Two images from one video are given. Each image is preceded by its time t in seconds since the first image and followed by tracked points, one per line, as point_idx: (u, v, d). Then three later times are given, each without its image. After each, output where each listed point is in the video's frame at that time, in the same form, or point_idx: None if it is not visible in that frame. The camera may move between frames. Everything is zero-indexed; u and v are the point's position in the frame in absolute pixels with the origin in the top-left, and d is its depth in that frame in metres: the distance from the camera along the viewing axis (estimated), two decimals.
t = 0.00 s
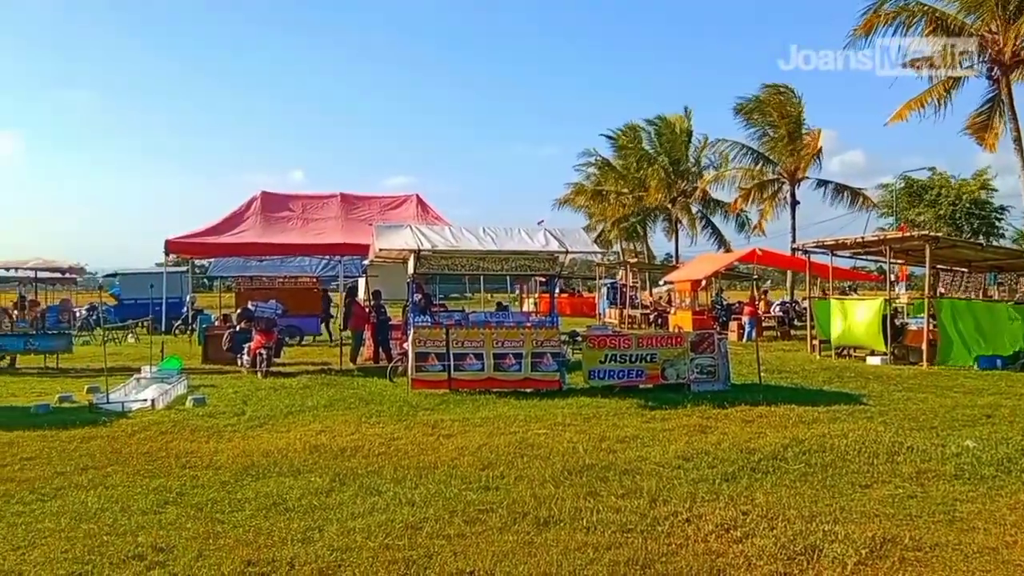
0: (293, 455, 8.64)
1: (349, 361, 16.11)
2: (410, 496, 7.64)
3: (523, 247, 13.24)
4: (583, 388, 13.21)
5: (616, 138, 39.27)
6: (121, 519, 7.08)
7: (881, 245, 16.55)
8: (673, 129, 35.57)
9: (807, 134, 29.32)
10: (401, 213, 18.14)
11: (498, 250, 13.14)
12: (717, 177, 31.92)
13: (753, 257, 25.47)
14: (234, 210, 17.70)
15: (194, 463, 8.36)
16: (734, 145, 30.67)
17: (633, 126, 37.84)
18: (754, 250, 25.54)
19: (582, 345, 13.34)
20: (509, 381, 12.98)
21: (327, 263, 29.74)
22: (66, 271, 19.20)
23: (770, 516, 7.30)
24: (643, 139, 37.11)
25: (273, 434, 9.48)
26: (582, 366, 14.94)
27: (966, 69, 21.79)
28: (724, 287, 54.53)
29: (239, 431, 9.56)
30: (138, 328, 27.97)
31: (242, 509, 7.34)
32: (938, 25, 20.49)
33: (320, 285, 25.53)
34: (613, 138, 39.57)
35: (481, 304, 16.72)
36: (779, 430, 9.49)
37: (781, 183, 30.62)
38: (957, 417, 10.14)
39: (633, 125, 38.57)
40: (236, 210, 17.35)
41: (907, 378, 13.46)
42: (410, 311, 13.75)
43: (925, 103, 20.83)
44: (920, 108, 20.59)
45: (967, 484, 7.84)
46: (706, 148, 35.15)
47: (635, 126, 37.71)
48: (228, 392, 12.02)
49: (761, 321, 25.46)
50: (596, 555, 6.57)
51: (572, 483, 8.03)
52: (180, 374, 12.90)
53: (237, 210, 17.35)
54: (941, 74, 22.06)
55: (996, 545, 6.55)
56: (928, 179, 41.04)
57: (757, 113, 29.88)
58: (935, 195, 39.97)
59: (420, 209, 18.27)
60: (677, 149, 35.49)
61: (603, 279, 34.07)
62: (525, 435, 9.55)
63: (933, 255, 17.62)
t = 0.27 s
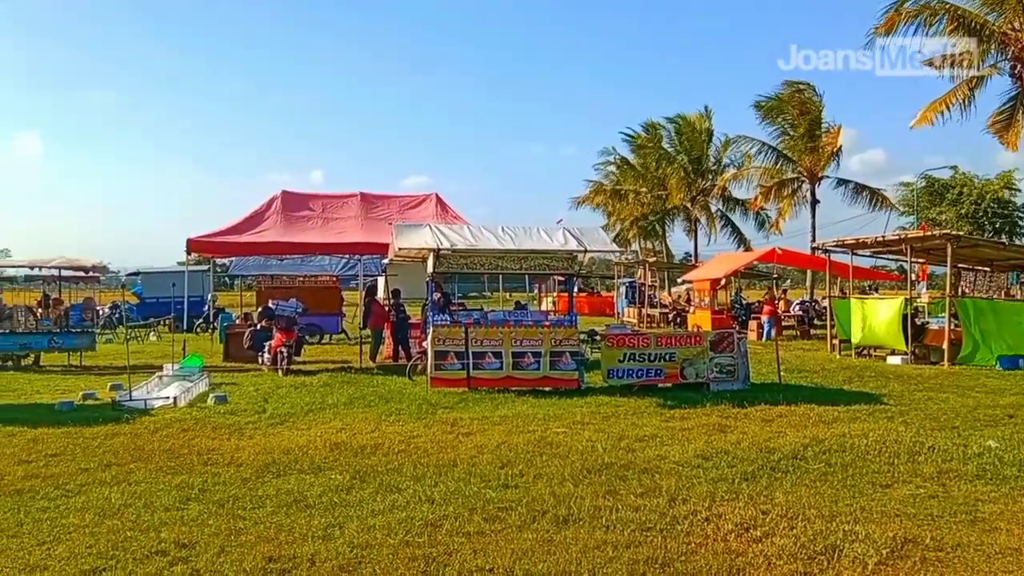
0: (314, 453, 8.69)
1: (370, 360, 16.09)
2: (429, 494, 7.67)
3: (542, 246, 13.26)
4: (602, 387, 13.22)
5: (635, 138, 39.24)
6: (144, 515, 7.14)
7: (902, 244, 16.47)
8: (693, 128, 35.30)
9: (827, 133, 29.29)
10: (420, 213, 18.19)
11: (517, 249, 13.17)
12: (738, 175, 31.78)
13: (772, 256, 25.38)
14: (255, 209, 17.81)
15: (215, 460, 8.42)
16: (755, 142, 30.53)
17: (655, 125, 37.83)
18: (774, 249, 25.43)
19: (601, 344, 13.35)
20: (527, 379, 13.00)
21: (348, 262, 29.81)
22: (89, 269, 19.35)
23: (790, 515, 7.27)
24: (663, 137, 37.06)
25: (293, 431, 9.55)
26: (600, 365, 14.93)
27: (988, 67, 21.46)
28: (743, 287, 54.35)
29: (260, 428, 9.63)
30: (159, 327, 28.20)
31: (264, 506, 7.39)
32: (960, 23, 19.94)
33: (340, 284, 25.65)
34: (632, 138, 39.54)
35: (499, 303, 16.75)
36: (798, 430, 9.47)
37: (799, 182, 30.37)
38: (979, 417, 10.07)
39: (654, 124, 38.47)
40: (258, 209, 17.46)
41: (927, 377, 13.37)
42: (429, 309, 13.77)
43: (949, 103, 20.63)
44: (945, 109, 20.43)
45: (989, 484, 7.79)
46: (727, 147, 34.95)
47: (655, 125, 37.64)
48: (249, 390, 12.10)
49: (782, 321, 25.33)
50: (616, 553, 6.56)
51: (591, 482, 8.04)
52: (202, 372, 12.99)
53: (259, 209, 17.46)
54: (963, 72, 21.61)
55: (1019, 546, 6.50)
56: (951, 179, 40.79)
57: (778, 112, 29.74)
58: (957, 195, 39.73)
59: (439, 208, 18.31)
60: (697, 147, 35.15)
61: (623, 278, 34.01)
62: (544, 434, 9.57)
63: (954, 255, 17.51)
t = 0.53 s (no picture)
0: (337, 450, 8.75)
1: (392, 358, 16.13)
2: (451, 492, 7.70)
3: (563, 245, 13.28)
4: (623, 386, 13.21)
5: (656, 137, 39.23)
6: (169, 511, 7.21)
7: (926, 243, 16.36)
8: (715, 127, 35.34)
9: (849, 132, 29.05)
10: (442, 212, 18.24)
11: (539, 248, 13.18)
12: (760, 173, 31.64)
13: (794, 255, 25.27)
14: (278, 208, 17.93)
15: (240, 456, 8.49)
16: (778, 139, 30.41)
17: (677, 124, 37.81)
18: (795, 248, 25.33)
19: (622, 343, 13.34)
20: (548, 378, 13.03)
21: (370, 262, 29.89)
22: (115, 267, 19.50)
23: (813, 515, 7.24)
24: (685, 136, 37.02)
25: (317, 428, 9.62)
26: (622, 364, 14.94)
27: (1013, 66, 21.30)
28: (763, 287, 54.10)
29: (284, 426, 9.70)
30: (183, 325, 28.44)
31: (287, 502, 7.44)
32: (986, 20, 19.74)
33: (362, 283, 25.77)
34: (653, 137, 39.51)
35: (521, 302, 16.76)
36: (821, 430, 9.44)
37: (822, 181, 30.17)
38: (1004, 417, 9.98)
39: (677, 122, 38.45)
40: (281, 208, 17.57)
41: (951, 377, 13.27)
42: (451, 308, 13.81)
43: (976, 102, 20.46)
44: (973, 108, 20.25)
45: (1016, 485, 7.72)
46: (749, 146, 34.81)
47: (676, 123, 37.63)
48: (272, 387, 12.19)
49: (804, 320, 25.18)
50: (637, 552, 6.56)
51: (613, 481, 8.04)
52: (226, 370, 13.10)
53: (282, 208, 17.57)
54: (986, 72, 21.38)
55: None
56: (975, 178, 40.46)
57: (800, 111, 29.60)
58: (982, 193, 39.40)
59: (461, 207, 18.36)
60: (719, 144, 35.27)
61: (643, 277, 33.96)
62: (565, 433, 9.59)
63: (979, 253, 17.37)
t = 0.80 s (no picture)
0: (359, 448, 8.81)
1: (413, 356, 16.27)
2: (473, 490, 7.73)
3: (585, 243, 13.27)
4: (645, 385, 13.19)
5: (678, 136, 39.16)
6: (194, 508, 7.28)
7: (951, 242, 16.22)
8: (737, 127, 35.30)
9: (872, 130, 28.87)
10: (464, 211, 18.28)
11: (560, 247, 13.18)
12: (784, 171, 31.45)
13: (816, 253, 25.12)
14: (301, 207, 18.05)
15: (263, 453, 8.57)
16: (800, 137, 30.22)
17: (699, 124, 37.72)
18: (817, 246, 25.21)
19: (644, 343, 13.31)
20: (570, 377, 13.03)
21: (393, 261, 29.97)
22: (141, 266, 19.66)
23: (836, 515, 7.21)
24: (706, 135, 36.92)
25: (340, 426, 9.69)
26: (643, 363, 14.92)
27: None
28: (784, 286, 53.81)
29: (307, 423, 9.78)
30: (207, 324, 28.67)
31: (310, 500, 7.49)
32: (1013, 16, 19.39)
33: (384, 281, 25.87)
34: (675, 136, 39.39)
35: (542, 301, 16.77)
36: (844, 430, 9.41)
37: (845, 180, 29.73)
38: None
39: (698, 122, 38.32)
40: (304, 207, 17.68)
41: (976, 377, 13.16)
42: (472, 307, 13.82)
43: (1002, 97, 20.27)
44: (998, 103, 20.08)
45: None
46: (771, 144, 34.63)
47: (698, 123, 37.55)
48: (296, 385, 12.28)
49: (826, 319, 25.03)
50: (659, 551, 6.55)
51: (635, 480, 8.04)
52: (249, 367, 13.19)
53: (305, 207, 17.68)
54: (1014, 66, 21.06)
55: None
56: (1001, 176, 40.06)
57: (823, 108, 29.64)
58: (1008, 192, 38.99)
59: (482, 206, 18.40)
60: (742, 143, 35.21)
61: (665, 276, 33.86)
62: (586, 431, 9.60)
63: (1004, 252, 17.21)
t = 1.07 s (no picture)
0: (381, 446, 8.87)
1: (433, 355, 16.40)
2: (495, 488, 7.75)
3: (606, 242, 13.27)
4: (666, 384, 13.18)
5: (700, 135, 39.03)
6: (219, 504, 7.35)
7: (976, 241, 16.06)
8: (760, 126, 35.21)
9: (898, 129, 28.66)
10: (485, 210, 18.32)
11: (581, 246, 13.19)
12: (805, 168, 31.28)
13: (839, 252, 24.92)
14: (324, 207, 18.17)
15: (287, 451, 8.64)
16: (823, 136, 30.01)
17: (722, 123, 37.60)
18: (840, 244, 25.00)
19: (665, 342, 13.30)
20: (590, 376, 13.04)
21: (414, 260, 30.11)
22: (167, 265, 19.87)
23: (859, 516, 7.17)
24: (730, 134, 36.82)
25: (362, 423, 9.76)
26: (664, 363, 14.89)
27: None
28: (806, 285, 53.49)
29: (330, 420, 9.86)
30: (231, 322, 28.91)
31: (333, 497, 7.55)
32: None
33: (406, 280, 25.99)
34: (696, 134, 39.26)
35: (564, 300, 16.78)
36: (868, 429, 9.36)
37: (869, 178, 29.51)
38: None
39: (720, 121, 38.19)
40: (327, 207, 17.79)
41: (1002, 378, 13.02)
42: (493, 306, 13.87)
43: None
44: None
45: None
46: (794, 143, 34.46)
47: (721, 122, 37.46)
48: (319, 383, 12.38)
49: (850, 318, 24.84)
50: (681, 551, 6.54)
51: (656, 479, 8.03)
52: (273, 365, 13.30)
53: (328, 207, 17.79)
54: None
55: None
56: None
57: (846, 107, 29.39)
58: None
59: (504, 205, 18.43)
60: (764, 142, 35.05)
61: (687, 274, 33.75)
62: (607, 430, 9.61)
63: None
